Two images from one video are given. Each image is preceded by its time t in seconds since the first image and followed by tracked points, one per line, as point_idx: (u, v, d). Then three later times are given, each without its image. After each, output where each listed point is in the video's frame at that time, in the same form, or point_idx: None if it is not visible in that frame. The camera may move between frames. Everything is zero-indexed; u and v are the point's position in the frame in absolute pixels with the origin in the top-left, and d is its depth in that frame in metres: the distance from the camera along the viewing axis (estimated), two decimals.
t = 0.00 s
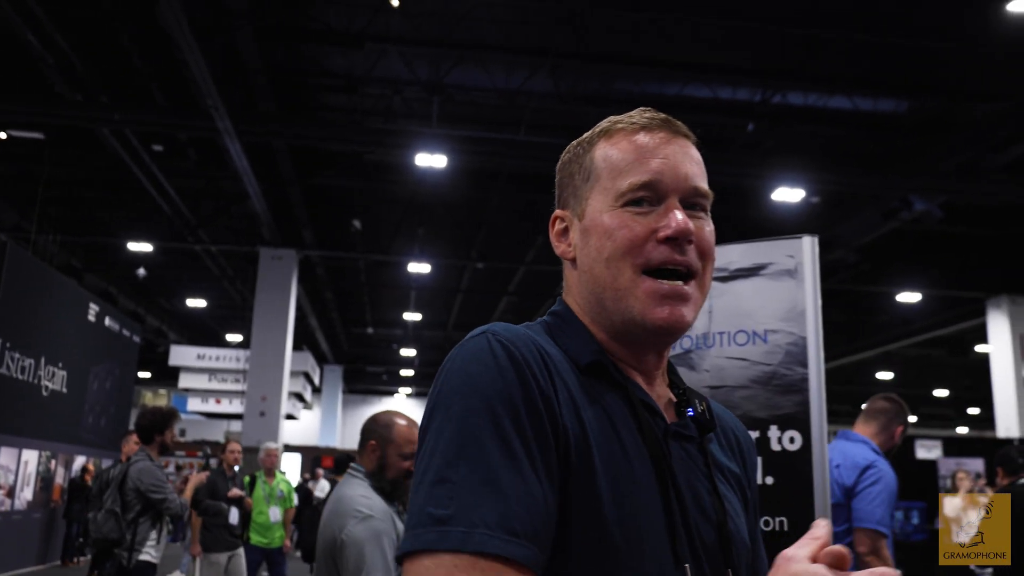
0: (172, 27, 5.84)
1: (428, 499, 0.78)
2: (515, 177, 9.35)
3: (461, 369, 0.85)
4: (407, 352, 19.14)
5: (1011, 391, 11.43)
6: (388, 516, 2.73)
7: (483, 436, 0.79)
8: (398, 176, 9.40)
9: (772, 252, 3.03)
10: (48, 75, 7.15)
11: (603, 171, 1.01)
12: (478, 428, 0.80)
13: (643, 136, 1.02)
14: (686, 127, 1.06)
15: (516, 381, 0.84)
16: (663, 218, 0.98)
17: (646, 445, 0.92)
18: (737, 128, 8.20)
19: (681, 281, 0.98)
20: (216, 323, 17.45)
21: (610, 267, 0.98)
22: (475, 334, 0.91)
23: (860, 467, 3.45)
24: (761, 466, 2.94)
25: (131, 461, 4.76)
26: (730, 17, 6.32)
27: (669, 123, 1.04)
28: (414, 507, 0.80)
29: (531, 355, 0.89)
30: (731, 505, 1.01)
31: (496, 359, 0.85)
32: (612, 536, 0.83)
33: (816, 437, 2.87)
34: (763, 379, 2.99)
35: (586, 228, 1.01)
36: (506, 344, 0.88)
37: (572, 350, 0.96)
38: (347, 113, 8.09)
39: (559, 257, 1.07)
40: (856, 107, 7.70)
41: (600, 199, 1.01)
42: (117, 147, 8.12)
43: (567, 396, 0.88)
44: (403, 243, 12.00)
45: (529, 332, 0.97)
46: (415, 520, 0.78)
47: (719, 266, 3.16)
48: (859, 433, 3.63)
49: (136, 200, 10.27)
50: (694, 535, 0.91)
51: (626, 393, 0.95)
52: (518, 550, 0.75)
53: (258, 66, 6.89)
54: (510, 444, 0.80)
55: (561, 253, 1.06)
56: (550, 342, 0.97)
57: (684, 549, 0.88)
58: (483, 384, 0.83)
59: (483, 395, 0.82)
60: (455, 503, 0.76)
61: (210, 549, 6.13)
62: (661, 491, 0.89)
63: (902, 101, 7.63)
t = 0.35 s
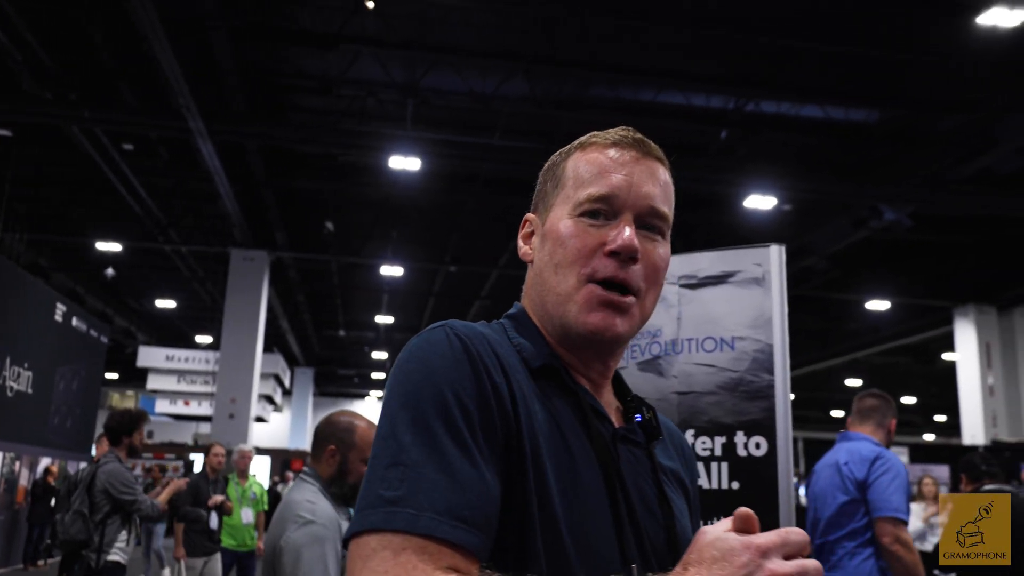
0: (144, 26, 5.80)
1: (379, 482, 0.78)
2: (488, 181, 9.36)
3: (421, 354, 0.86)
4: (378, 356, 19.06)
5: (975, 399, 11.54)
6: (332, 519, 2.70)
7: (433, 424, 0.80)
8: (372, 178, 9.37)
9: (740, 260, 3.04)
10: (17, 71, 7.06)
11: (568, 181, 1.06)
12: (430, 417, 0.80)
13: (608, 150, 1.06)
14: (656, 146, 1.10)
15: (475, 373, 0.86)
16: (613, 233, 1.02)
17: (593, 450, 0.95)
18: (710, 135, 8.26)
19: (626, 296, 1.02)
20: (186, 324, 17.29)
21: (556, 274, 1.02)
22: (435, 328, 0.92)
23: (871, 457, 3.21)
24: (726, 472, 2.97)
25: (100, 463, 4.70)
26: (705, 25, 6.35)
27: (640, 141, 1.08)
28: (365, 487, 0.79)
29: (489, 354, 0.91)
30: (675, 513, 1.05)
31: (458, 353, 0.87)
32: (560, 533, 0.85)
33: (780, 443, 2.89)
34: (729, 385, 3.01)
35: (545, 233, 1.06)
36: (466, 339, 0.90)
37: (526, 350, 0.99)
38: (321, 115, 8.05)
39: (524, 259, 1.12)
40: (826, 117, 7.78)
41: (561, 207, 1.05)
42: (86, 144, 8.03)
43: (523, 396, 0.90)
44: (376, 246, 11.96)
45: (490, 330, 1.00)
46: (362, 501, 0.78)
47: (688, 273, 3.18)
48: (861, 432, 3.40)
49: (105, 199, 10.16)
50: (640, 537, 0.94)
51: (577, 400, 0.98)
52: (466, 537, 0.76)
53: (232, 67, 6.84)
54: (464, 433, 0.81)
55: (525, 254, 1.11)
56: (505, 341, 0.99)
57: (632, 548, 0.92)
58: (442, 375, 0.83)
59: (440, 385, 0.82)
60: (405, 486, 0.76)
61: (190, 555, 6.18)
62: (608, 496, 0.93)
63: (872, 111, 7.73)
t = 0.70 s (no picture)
0: (106, 21, 5.69)
1: (333, 504, 0.88)
2: (454, 181, 9.33)
3: (378, 380, 0.95)
4: (342, 356, 18.90)
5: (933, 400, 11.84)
6: (287, 528, 2.67)
7: (390, 445, 0.88)
8: (337, 178, 9.30)
9: (715, 265, 3.07)
10: None
11: (532, 196, 1.14)
12: (386, 437, 0.89)
13: (568, 167, 1.14)
14: (610, 161, 1.19)
15: (426, 394, 0.94)
16: (581, 246, 1.10)
17: (556, 457, 1.02)
18: (675, 138, 8.31)
19: (596, 304, 1.10)
20: (146, 324, 17.03)
21: (528, 286, 1.09)
22: (394, 351, 1.01)
23: (893, 461, 3.01)
24: (704, 474, 2.97)
25: (61, 466, 4.63)
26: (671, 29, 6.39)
27: (597, 158, 1.17)
28: (325, 508, 0.88)
29: (442, 371, 0.99)
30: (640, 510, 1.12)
31: (408, 373, 0.95)
32: (518, 538, 0.92)
33: (756, 446, 2.90)
34: (706, 389, 3.03)
35: (511, 247, 1.13)
36: (417, 360, 0.98)
37: (487, 366, 1.07)
38: (285, 113, 7.97)
39: (489, 274, 1.19)
40: (789, 120, 7.86)
41: (526, 223, 1.13)
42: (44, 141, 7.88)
43: (477, 408, 0.98)
44: (340, 246, 11.87)
45: (450, 351, 1.08)
46: (319, 525, 0.87)
47: (666, 278, 3.20)
48: (869, 430, 3.23)
49: (63, 197, 9.97)
50: (604, 533, 1.01)
51: (539, 408, 1.06)
52: (416, 551, 0.84)
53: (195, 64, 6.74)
54: (416, 454, 0.89)
55: (489, 269, 1.18)
56: (466, 360, 1.07)
57: (591, 536, 0.98)
58: (394, 399, 0.92)
59: (394, 408, 0.91)
60: (355, 510, 0.86)
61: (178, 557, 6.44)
62: (571, 499, 0.99)
63: (835, 116, 7.82)
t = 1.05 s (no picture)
0: (86, 20, 5.66)
1: (350, 505, 0.96)
2: (436, 182, 9.33)
3: (390, 394, 1.04)
4: (324, 356, 18.83)
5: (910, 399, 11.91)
6: (293, 531, 2.69)
7: (401, 453, 0.98)
8: (319, 178, 9.28)
9: (716, 272, 3.10)
10: None
11: (551, 217, 1.20)
12: (398, 444, 0.98)
13: (580, 186, 1.22)
14: (609, 176, 1.27)
15: (432, 406, 1.03)
16: (609, 260, 1.19)
17: (560, 461, 1.11)
18: (657, 139, 8.36)
19: (629, 311, 1.21)
20: (125, 325, 16.90)
21: (566, 303, 1.17)
22: (400, 367, 1.10)
23: (929, 465, 2.93)
24: (705, 474, 3.00)
25: (52, 469, 4.67)
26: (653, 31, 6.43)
27: (600, 175, 1.25)
28: (343, 510, 0.97)
29: (449, 384, 1.08)
30: (644, 507, 1.21)
31: (417, 388, 1.04)
32: (524, 537, 1.00)
33: (757, 447, 2.94)
34: (707, 392, 3.05)
35: (536, 266, 1.20)
36: (425, 374, 1.07)
37: (495, 378, 1.16)
38: (266, 113, 7.94)
39: (503, 291, 1.24)
40: (769, 121, 7.93)
41: (550, 242, 1.19)
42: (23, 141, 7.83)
43: (483, 419, 1.08)
44: (321, 246, 11.84)
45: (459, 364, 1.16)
46: (333, 527, 0.96)
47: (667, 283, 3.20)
48: (906, 429, 3.13)
49: (42, 197, 9.90)
50: (607, 533, 1.10)
51: (545, 415, 1.15)
52: (429, 545, 0.91)
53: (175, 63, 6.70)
54: (425, 458, 0.97)
55: (506, 286, 1.23)
56: (473, 372, 1.17)
57: (593, 536, 1.07)
58: (403, 413, 1.01)
59: (405, 422, 1.00)
60: (371, 511, 0.94)
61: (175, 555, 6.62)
62: (575, 501, 1.08)
63: (814, 117, 7.88)
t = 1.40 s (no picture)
0: (81, 18, 5.63)
1: (353, 518, 1.04)
2: (432, 177, 9.33)
3: (395, 409, 1.09)
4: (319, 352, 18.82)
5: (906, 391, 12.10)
6: (310, 526, 2.69)
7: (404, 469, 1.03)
8: (313, 173, 9.26)
9: (719, 269, 3.10)
10: None
11: (547, 220, 1.20)
12: (393, 460, 1.04)
13: (576, 187, 1.22)
14: (598, 173, 1.28)
15: (427, 421, 1.07)
16: (609, 259, 1.20)
17: (568, 456, 1.12)
18: (653, 134, 8.36)
19: (630, 307, 1.22)
20: (119, 321, 16.85)
21: (569, 304, 1.18)
22: (407, 378, 1.15)
23: (945, 455, 2.87)
24: (710, 467, 3.00)
25: (57, 466, 4.78)
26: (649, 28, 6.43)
27: (592, 173, 1.26)
28: (346, 524, 1.04)
29: (450, 394, 1.11)
30: (656, 494, 1.23)
31: (418, 403, 1.08)
32: (526, 538, 1.03)
33: (760, 440, 2.94)
34: (712, 387, 3.05)
35: (537, 269, 1.20)
36: (428, 387, 1.11)
37: (503, 379, 1.18)
38: (260, 109, 7.91)
39: (505, 294, 1.25)
40: (764, 117, 7.93)
41: (549, 244, 1.20)
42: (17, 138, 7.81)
43: (484, 423, 1.10)
44: (316, 242, 11.82)
45: (467, 372, 1.19)
46: (342, 539, 1.03)
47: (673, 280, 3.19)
48: (932, 414, 3.07)
49: (35, 193, 9.86)
50: (621, 520, 1.12)
51: (553, 409, 1.16)
52: (403, 553, 0.98)
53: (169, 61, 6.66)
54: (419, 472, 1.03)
55: (507, 290, 1.24)
56: (481, 373, 1.19)
57: (606, 523, 1.09)
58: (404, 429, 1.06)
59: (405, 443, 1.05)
60: (366, 524, 1.01)
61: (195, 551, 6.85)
62: (584, 495, 1.09)
63: (809, 112, 7.88)
